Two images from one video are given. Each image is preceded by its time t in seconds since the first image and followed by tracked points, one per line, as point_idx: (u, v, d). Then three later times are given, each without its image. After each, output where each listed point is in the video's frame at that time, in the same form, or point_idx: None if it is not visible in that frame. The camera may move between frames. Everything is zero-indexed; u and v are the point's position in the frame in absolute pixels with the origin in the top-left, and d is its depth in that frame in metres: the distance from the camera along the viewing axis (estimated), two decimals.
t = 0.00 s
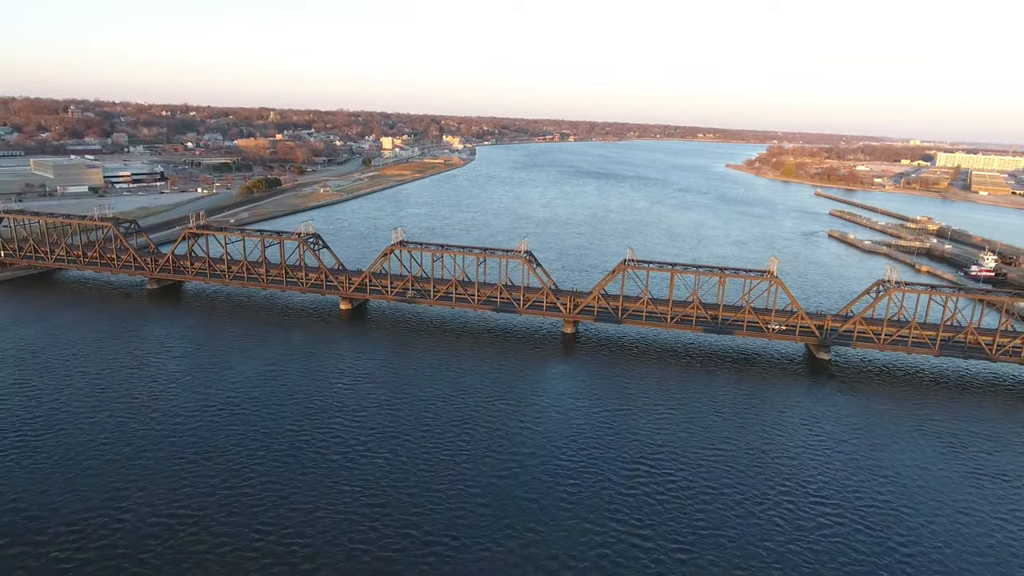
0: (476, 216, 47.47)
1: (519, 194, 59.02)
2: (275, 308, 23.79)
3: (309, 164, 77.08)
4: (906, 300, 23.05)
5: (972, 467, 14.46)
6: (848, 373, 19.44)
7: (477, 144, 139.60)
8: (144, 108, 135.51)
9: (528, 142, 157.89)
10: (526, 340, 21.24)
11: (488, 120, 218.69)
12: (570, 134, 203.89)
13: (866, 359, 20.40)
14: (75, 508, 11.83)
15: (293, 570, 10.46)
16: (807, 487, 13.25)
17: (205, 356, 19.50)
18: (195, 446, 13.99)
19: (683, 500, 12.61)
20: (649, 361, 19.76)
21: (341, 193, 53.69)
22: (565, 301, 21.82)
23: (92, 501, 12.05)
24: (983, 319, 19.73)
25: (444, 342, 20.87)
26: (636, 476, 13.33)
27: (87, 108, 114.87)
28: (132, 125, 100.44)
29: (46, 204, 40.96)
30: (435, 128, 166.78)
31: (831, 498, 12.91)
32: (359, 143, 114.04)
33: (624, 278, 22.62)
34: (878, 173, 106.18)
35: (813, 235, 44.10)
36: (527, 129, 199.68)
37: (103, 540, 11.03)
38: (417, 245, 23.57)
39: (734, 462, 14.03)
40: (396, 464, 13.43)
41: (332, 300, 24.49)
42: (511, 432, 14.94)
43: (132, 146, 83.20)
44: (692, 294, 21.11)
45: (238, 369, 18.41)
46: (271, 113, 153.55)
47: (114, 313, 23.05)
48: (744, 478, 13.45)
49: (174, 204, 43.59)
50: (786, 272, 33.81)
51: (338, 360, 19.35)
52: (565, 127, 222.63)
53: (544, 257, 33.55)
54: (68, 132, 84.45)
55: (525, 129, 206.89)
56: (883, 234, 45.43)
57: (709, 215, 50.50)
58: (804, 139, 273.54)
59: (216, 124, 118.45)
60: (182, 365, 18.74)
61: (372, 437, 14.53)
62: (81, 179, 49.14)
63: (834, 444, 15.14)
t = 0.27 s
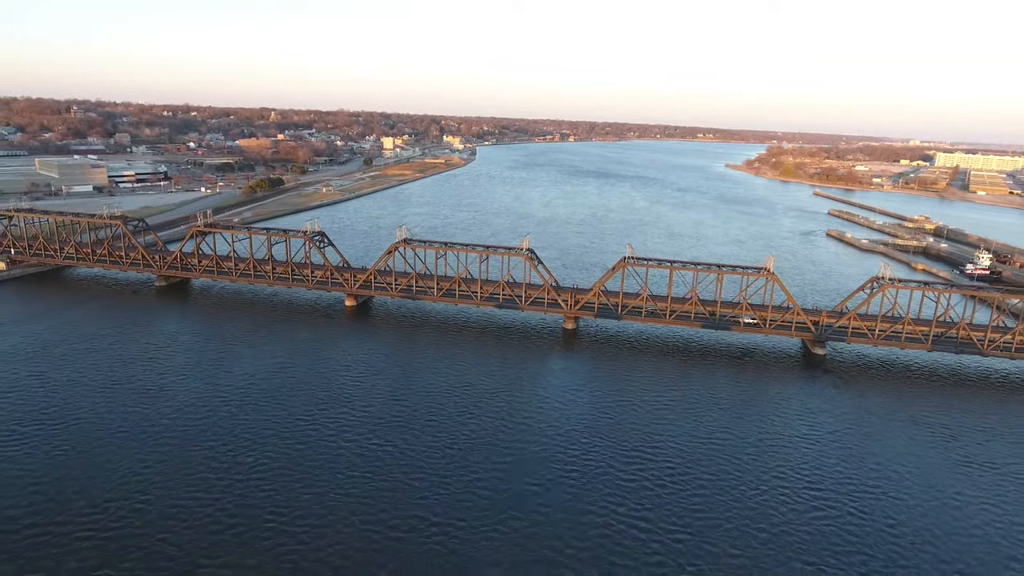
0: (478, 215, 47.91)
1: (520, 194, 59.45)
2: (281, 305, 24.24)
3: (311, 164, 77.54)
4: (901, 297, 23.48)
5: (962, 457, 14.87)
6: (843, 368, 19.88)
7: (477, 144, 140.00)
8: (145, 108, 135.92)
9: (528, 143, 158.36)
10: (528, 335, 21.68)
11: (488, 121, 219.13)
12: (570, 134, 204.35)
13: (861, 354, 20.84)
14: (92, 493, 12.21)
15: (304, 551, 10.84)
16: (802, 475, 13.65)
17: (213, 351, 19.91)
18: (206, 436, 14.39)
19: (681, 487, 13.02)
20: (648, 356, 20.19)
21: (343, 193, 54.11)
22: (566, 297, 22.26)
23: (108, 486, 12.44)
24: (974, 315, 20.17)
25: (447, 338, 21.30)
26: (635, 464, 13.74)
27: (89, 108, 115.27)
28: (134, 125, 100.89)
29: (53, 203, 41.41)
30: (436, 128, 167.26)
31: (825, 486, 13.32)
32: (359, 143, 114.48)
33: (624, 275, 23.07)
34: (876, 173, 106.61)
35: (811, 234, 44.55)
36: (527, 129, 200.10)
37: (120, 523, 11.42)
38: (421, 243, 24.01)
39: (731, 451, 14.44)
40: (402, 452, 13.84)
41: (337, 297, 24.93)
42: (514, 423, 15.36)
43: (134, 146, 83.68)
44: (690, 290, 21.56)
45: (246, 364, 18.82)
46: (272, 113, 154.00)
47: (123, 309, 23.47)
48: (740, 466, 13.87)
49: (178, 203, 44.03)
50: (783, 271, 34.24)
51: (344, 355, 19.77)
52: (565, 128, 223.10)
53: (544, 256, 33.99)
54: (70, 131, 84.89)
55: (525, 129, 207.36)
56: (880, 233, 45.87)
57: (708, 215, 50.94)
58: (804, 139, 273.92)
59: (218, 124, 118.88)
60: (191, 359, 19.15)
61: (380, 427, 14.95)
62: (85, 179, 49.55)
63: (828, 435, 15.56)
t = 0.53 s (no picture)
0: (478, 214, 48.36)
1: (520, 193, 59.86)
2: (287, 302, 24.67)
3: (312, 164, 78.02)
4: (895, 292, 23.89)
5: (952, 446, 15.31)
6: (839, 362, 20.33)
7: (477, 144, 140.44)
8: (145, 108, 136.36)
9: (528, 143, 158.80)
10: (530, 331, 22.11)
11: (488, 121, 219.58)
12: (570, 134, 204.78)
13: (856, 348, 21.29)
14: (110, 479, 12.63)
15: (317, 533, 11.25)
16: (796, 463, 14.09)
17: (221, 347, 20.31)
18: (218, 426, 14.81)
19: (680, 473, 13.46)
20: (647, 351, 20.63)
21: (345, 193, 54.51)
22: (567, 294, 22.70)
23: (126, 473, 12.85)
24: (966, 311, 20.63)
25: (449, 334, 21.72)
26: (635, 452, 14.18)
27: (90, 108, 115.69)
28: (135, 125, 101.32)
29: (58, 202, 41.82)
30: (436, 128, 167.64)
31: (819, 472, 13.76)
32: (360, 143, 114.94)
33: (624, 272, 23.53)
34: (875, 173, 107.03)
35: (809, 233, 44.98)
36: (527, 129, 200.53)
37: (138, 507, 11.83)
38: (424, 240, 24.47)
39: (727, 441, 14.88)
40: (409, 441, 14.28)
41: (342, 294, 25.37)
42: (518, 414, 15.79)
43: (136, 146, 84.05)
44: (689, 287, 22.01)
45: (254, 359, 19.24)
46: (272, 113, 154.53)
47: (132, 306, 23.90)
48: (736, 455, 14.31)
49: (182, 202, 44.47)
50: (781, 268, 34.67)
51: (349, 350, 20.19)
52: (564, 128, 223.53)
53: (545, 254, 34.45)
54: (72, 132, 85.32)
55: (525, 128, 207.76)
56: (877, 231, 46.31)
57: (707, 214, 51.41)
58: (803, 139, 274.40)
59: (218, 125, 119.28)
60: (200, 355, 19.56)
61: (387, 418, 15.37)
62: (89, 178, 49.95)
63: (822, 426, 16.00)
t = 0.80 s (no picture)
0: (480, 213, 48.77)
1: (521, 192, 60.21)
2: (293, 298, 25.10)
3: (314, 163, 78.41)
4: (891, 288, 24.33)
5: (945, 437, 15.69)
6: (835, 356, 20.76)
7: (477, 143, 140.76)
8: (147, 107, 136.73)
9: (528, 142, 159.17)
10: (532, 327, 22.53)
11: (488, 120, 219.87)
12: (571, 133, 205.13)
13: (852, 343, 21.72)
14: (127, 467, 13.04)
15: (328, 517, 11.64)
16: (793, 451, 14.48)
17: (230, 342, 20.72)
18: (230, 416, 15.21)
19: (679, 460, 13.85)
20: (647, 345, 21.05)
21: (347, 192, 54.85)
22: (569, 290, 23.13)
23: (141, 461, 13.25)
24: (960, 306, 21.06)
25: (453, 329, 22.14)
26: (635, 441, 14.57)
27: (92, 108, 116.03)
28: (137, 125, 101.68)
29: (64, 201, 42.24)
30: (437, 128, 167.92)
31: (814, 460, 14.14)
32: (361, 142, 115.34)
33: (624, 269, 23.97)
34: (874, 171, 107.36)
35: (807, 231, 45.40)
36: (527, 128, 200.79)
37: (155, 493, 12.23)
38: (428, 237, 24.89)
39: (725, 430, 15.29)
40: (416, 430, 14.68)
41: (347, 290, 25.80)
42: (521, 404, 16.21)
43: (139, 146, 84.45)
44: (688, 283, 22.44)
45: (263, 353, 19.65)
46: (273, 113, 154.93)
47: (141, 303, 24.33)
48: (734, 443, 14.70)
49: (187, 201, 44.89)
50: (780, 266, 35.09)
51: (355, 345, 20.61)
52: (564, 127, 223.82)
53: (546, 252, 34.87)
54: (75, 131, 85.68)
55: (525, 128, 208.00)
56: (875, 229, 46.72)
57: (706, 212, 51.83)
58: (803, 138, 274.59)
59: (220, 124, 119.63)
60: (209, 349, 19.97)
61: (394, 408, 15.79)
62: (94, 177, 50.36)
63: (818, 417, 16.39)
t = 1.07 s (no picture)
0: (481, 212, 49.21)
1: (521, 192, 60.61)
2: (298, 295, 25.52)
3: (315, 163, 78.78)
4: (886, 286, 24.77)
5: (937, 428, 16.08)
6: (830, 352, 21.18)
7: (477, 144, 141.22)
8: (148, 108, 137.17)
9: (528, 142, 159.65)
10: (533, 323, 22.95)
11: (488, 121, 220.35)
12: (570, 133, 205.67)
13: (847, 339, 22.15)
14: (142, 456, 13.41)
15: (337, 502, 11.98)
16: (789, 442, 14.87)
17: (236, 338, 21.10)
18: (239, 409, 15.58)
19: (678, 450, 14.23)
20: (646, 342, 21.46)
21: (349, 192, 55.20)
22: (569, 287, 23.55)
23: (155, 451, 13.62)
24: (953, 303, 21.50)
25: (455, 326, 22.55)
26: (635, 431, 14.96)
27: (94, 108, 116.48)
28: (139, 125, 102.10)
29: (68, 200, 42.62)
30: (436, 128, 168.21)
31: (810, 450, 14.52)
32: (361, 143, 115.82)
33: (624, 266, 24.41)
34: (872, 172, 107.86)
35: (805, 231, 45.85)
36: (527, 129, 201.28)
37: (170, 481, 12.58)
38: (431, 236, 25.33)
39: (722, 422, 15.69)
40: (422, 422, 15.06)
41: (351, 288, 26.21)
42: (523, 397, 16.61)
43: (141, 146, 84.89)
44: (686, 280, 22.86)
45: (269, 349, 20.04)
46: (274, 113, 155.43)
47: (148, 300, 24.72)
48: (731, 434, 15.09)
49: (190, 201, 45.27)
50: (777, 264, 35.53)
51: (360, 341, 21.01)
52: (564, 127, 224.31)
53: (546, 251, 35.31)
54: (77, 132, 86.14)
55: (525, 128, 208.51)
56: (872, 229, 47.17)
57: (705, 212, 52.29)
58: (803, 139, 274.96)
59: (221, 124, 120.06)
60: (217, 345, 20.35)
61: (399, 401, 16.19)
62: (97, 177, 50.76)
63: (813, 410, 16.78)
